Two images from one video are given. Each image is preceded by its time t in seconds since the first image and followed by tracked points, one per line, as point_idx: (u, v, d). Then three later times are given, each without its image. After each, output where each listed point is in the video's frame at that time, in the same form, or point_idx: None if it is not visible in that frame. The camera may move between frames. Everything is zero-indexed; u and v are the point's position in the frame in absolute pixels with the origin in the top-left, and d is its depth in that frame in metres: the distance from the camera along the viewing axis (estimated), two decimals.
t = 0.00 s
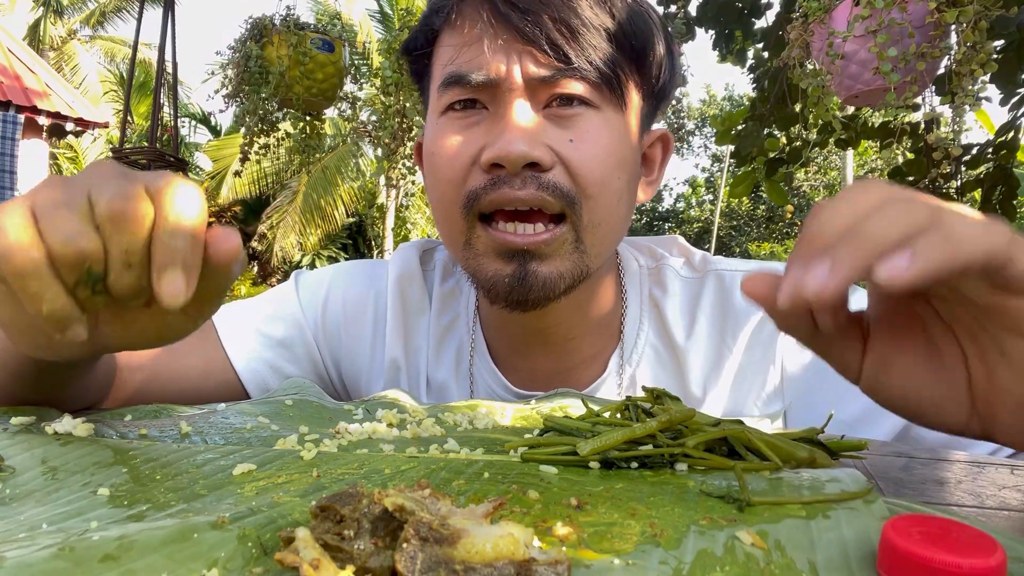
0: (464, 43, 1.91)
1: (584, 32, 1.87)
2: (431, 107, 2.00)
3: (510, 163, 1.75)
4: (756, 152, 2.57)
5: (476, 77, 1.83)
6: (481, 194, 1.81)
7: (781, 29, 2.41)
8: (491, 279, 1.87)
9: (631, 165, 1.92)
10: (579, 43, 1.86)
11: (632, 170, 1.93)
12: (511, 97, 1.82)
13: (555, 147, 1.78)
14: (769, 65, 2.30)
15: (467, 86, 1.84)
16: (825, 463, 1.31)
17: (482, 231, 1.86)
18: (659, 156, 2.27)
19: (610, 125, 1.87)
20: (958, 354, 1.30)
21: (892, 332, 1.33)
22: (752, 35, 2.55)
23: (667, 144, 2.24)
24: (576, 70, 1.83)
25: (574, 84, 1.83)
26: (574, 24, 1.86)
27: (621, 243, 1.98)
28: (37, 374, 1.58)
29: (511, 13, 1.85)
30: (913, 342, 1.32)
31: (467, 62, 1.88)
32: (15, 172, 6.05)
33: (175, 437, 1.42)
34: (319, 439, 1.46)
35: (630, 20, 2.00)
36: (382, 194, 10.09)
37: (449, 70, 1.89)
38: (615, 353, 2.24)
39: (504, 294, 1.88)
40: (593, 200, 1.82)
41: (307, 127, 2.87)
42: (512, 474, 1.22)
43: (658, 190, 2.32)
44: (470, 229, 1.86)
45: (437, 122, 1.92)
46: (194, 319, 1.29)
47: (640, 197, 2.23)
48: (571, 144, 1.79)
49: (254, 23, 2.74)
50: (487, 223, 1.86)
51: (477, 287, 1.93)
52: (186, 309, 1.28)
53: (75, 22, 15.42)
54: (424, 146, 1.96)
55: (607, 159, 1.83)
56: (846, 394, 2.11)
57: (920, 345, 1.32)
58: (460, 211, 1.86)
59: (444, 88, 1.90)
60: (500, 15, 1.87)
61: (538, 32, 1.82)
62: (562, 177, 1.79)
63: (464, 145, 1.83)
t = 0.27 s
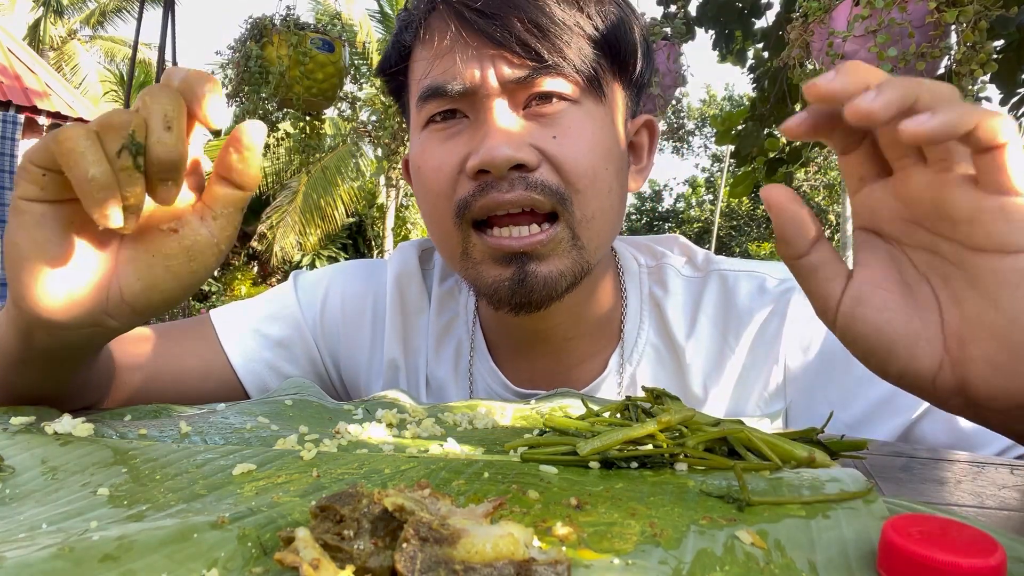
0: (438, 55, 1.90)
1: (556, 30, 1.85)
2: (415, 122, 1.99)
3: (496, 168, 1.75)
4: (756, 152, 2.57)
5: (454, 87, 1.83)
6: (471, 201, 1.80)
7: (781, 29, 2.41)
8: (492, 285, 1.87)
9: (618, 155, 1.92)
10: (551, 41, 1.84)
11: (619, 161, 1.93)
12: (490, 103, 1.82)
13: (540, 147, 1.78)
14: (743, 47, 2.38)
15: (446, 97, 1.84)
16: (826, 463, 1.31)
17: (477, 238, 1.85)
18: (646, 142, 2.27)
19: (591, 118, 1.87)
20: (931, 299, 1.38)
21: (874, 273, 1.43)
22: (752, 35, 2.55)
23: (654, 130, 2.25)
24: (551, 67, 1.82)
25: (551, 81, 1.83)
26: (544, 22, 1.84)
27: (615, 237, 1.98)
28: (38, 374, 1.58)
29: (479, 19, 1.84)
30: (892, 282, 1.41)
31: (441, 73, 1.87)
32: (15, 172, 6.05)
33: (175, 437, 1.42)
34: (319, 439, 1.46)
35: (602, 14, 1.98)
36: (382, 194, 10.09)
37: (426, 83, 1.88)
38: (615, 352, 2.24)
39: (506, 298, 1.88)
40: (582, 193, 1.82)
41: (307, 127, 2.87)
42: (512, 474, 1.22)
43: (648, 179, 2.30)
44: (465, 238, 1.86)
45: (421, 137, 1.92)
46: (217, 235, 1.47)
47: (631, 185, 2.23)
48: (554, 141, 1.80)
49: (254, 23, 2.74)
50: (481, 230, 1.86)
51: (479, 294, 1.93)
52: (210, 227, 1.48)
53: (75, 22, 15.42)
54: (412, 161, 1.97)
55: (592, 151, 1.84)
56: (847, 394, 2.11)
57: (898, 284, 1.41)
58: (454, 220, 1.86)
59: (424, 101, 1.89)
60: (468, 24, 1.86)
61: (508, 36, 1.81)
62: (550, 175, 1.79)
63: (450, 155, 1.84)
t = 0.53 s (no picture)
0: (439, 58, 1.90)
1: (557, 37, 1.85)
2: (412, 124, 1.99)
3: (493, 178, 1.75)
4: (756, 152, 2.57)
5: (452, 92, 1.82)
6: (467, 210, 1.81)
7: (781, 29, 2.41)
8: (485, 295, 1.89)
9: (616, 163, 1.93)
10: (553, 49, 1.84)
11: (618, 170, 1.94)
12: (489, 109, 1.81)
13: (537, 157, 1.78)
14: (750, 52, 2.41)
15: (444, 102, 1.84)
16: (825, 463, 1.31)
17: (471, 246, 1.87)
18: (645, 147, 2.29)
19: (590, 127, 1.87)
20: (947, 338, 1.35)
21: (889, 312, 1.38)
22: (752, 35, 2.55)
23: (652, 135, 2.26)
24: (553, 76, 1.82)
25: (551, 89, 1.83)
26: (545, 29, 1.84)
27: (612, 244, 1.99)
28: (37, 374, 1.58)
29: (481, 25, 1.84)
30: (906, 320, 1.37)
31: (441, 77, 1.87)
32: (14, 171, 6.05)
33: (175, 437, 1.42)
34: (318, 439, 1.46)
35: (604, 20, 1.98)
36: (382, 194, 10.10)
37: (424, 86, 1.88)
38: (611, 353, 2.24)
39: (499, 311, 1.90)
40: (580, 204, 1.83)
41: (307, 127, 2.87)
42: (512, 474, 1.22)
43: (647, 182, 2.33)
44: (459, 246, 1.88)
45: (417, 140, 1.92)
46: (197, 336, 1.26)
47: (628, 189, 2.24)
48: (553, 150, 1.80)
49: (254, 23, 2.74)
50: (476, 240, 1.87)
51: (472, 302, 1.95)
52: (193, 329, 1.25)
53: (76, 22, 15.42)
54: (407, 163, 1.97)
55: (591, 162, 1.84)
56: (846, 394, 2.11)
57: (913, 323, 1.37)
58: (449, 227, 1.87)
59: (421, 104, 1.89)
60: (470, 29, 1.86)
61: (510, 43, 1.81)
62: (547, 185, 1.79)
63: (446, 160, 1.84)
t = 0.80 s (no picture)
0: (441, 55, 1.90)
1: (561, 37, 1.85)
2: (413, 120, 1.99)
3: (494, 175, 1.75)
4: (756, 152, 2.57)
5: (454, 88, 1.82)
6: (467, 206, 1.82)
7: (781, 29, 2.41)
8: (483, 293, 1.89)
9: (618, 162, 1.93)
10: (557, 48, 1.84)
11: (619, 169, 1.94)
12: (490, 107, 1.81)
13: (539, 155, 1.79)
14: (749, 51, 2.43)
15: (446, 98, 1.83)
16: (826, 464, 1.31)
17: (470, 243, 1.88)
18: (646, 148, 2.29)
19: (592, 126, 1.87)
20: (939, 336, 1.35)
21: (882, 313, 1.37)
22: (752, 35, 2.55)
23: (653, 136, 2.26)
24: (556, 75, 1.82)
25: (554, 88, 1.83)
26: (549, 28, 1.84)
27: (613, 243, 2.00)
28: (38, 374, 1.58)
29: (485, 24, 1.83)
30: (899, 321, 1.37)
31: (443, 74, 1.86)
32: (14, 171, 6.05)
33: (175, 437, 1.42)
34: (319, 439, 1.46)
35: (608, 20, 1.98)
36: (382, 194, 10.10)
37: (426, 83, 1.87)
38: (611, 354, 2.24)
39: (498, 311, 1.90)
40: (582, 202, 1.83)
41: (307, 127, 2.87)
42: (512, 474, 1.22)
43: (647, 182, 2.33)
44: (459, 243, 1.89)
45: (418, 136, 1.92)
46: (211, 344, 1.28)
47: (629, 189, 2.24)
48: (554, 148, 1.80)
49: (254, 23, 2.74)
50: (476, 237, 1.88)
51: (470, 299, 1.95)
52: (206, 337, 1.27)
53: (76, 22, 15.42)
54: (408, 159, 1.97)
55: (592, 160, 1.84)
56: (847, 394, 2.11)
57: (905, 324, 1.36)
58: (449, 223, 1.87)
59: (423, 100, 1.89)
60: (473, 27, 1.85)
61: (514, 42, 1.80)
62: (548, 183, 1.80)
63: (447, 156, 1.83)
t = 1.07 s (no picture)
0: (441, 53, 1.90)
1: (561, 36, 1.85)
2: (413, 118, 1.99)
3: (493, 172, 1.75)
4: (756, 152, 2.57)
5: (455, 85, 1.82)
6: (466, 201, 1.81)
7: (781, 29, 2.41)
8: (478, 285, 1.88)
9: (617, 161, 1.93)
10: (557, 47, 1.84)
11: (618, 167, 1.94)
12: (490, 105, 1.81)
13: (539, 152, 1.78)
14: (750, 51, 2.44)
15: (446, 95, 1.83)
16: (826, 463, 1.31)
17: (466, 236, 1.86)
18: (646, 147, 2.29)
19: (592, 124, 1.87)
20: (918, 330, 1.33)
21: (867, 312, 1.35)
22: (752, 35, 2.55)
23: (653, 134, 2.26)
24: (556, 73, 1.83)
25: (555, 86, 1.83)
26: (549, 27, 1.84)
27: (612, 241, 2.00)
28: (39, 374, 1.58)
29: (485, 22, 1.83)
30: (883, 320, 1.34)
31: (444, 71, 1.86)
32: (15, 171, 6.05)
33: (175, 437, 1.42)
34: (319, 439, 1.46)
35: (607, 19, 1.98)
36: (382, 194, 10.10)
37: (426, 81, 1.87)
38: (610, 354, 2.24)
39: (492, 300, 1.89)
40: (581, 199, 1.84)
41: (307, 127, 2.87)
42: (512, 474, 1.22)
43: (647, 182, 2.33)
44: (455, 236, 1.87)
45: (418, 133, 1.92)
46: (259, 283, 1.30)
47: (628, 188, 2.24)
48: (554, 145, 1.80)
49: (254, 23, 2.74)
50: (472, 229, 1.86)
51: (466, 293, 1.94)
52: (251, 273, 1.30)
53: (76, 22, 15.43)
54: (407, 155, 1.97)
55: (591, 158, 1.84)
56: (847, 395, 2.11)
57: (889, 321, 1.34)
58: (447, 218, 1.86)
59: (423, 97, 1.88)
60: (474, 26, 1.85)
61: (514, 41, 1.81)
62: (548, 180, 1.80)
63: (447, 152, 1.83)
